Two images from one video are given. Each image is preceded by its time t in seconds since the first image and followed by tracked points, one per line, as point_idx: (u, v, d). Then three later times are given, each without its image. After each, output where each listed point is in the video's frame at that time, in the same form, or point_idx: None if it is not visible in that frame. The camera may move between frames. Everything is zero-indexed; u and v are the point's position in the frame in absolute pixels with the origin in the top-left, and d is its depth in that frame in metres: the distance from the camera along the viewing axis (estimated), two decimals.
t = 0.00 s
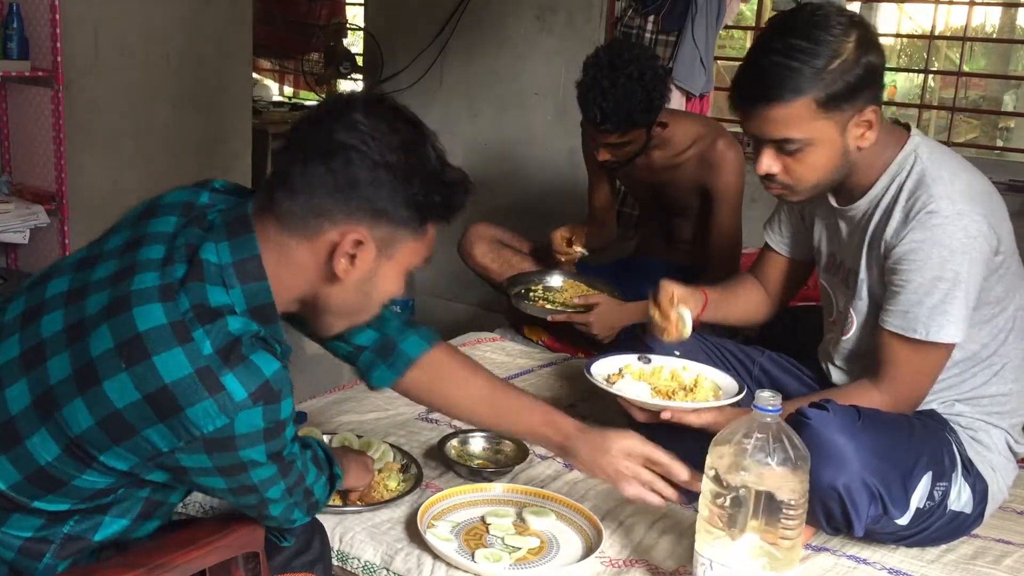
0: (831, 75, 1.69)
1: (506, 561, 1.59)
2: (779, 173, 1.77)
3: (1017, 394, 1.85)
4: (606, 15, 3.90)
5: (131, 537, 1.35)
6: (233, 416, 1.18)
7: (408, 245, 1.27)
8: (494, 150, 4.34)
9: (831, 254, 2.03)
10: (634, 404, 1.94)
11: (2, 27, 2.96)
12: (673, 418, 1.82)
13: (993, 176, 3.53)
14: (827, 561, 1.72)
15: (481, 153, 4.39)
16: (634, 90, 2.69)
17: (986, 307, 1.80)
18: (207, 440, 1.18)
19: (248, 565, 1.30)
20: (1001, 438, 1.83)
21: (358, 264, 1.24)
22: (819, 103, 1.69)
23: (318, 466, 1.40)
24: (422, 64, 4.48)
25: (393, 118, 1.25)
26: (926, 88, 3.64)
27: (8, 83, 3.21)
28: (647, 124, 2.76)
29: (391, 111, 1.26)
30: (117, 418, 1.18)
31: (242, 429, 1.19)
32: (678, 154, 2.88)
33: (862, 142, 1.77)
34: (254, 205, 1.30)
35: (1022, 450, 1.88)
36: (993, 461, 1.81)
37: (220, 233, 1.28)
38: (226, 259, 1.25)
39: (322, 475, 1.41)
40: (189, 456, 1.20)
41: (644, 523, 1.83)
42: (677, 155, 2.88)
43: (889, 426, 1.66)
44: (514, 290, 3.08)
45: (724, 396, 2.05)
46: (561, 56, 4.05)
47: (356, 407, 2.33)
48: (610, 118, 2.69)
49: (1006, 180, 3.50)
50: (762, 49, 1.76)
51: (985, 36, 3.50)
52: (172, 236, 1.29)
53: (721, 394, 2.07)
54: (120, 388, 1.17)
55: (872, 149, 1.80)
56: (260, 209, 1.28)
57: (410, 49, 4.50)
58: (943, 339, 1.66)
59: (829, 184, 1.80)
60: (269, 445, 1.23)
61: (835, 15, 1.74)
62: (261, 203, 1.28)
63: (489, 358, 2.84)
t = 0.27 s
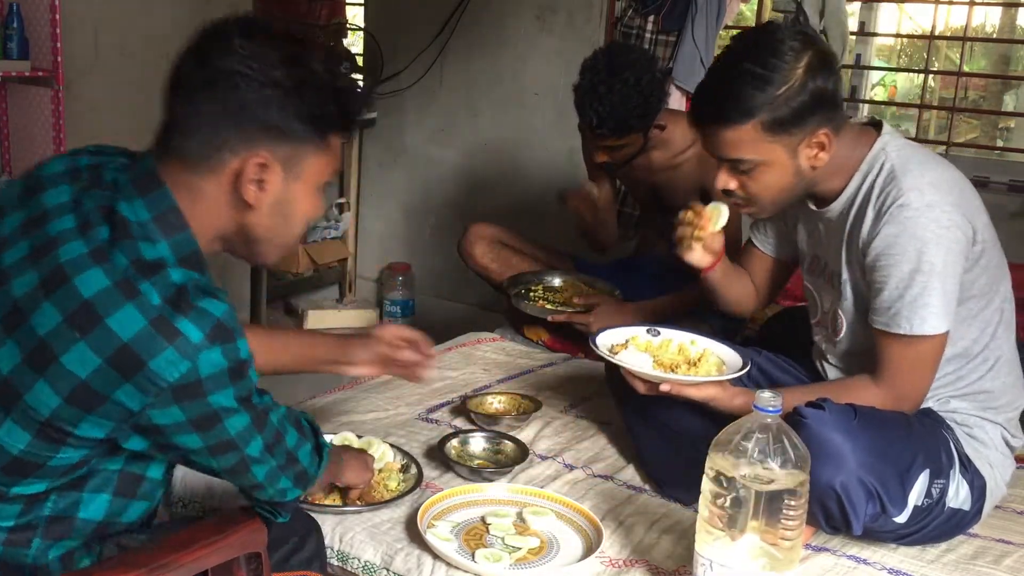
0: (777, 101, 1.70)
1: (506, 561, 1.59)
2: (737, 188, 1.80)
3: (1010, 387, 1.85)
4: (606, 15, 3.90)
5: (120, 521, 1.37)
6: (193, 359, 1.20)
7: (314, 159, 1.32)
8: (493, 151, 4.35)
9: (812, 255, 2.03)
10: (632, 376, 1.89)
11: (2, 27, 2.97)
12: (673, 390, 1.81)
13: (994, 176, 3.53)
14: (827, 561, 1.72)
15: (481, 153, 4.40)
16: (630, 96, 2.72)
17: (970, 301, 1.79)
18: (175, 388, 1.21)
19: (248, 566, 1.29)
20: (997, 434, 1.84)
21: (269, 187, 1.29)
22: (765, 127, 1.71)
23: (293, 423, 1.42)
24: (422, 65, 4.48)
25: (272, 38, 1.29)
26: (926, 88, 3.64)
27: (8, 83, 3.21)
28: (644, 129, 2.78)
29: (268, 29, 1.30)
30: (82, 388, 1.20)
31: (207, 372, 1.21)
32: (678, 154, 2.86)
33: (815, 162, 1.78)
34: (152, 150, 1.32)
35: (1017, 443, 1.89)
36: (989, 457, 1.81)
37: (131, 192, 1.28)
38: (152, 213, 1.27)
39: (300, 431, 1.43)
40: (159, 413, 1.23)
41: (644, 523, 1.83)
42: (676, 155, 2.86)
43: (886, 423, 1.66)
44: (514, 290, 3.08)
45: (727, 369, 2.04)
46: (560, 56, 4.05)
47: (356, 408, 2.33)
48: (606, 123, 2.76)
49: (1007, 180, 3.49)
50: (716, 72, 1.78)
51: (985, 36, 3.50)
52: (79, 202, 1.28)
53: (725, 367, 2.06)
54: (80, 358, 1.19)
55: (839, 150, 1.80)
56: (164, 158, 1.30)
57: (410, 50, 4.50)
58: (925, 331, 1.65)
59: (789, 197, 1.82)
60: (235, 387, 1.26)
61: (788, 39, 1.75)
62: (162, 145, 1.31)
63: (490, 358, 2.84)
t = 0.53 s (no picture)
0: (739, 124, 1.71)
1: (506, 561, 1.59)
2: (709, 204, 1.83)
3: (1004, 383, 1.85)
4: (606, 15, 3.89)
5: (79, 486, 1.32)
6: (122, 296, 1.21)
7: (199, 113, 1.35)
8: (493, 151, 4.35)
9: (798, 258, 2.02)
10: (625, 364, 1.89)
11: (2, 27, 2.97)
12: (663, 378, 1.81)
13: (994, 176, 3.52)
14: (827, 561, 1.72)
15: (480, 153, 4.40)
16: (626, 101, 2.73)
17: (956, 300, 1.78)
18: (109, 329, 1.21)
19: (248, 565, 1.28)
20: (994, 430, 1.84)
21: (161, 143, 1.31)
22: (723, 152, 1.72)
23: (250, 386, 1.42)
24: (421, 65, 4.49)
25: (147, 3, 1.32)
26: (925, 88, 3.64)
27: (9, 83, 3.22)
28: (641, 133, 2.79)
29: None
30: (24, 344, 1.19)
31: (138, 308, 1.22)
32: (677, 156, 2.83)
33: (783, 179, 1.79)
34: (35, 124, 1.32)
35: (1013, 437, 1.89)
36: (986, 453, 1.81)
37: (23, 162, 1.27)
38: (52, 178, 1.26)
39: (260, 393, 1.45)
40: (100, 360, 1.22)
41: (644, 523, 1.83)
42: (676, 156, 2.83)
43: (882, 421, 1.66)
44: (514, 290, 3.08)
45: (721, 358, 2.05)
46: (560, 57, 4.05)
47: (356, 408, 2.33)
48: (601, 128, 2.77)
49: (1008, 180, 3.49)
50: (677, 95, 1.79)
51: (985, 36, 3.50)
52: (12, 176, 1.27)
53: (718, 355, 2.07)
54: (13, 315, 1.18)
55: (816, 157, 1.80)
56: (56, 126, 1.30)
57: (410, 50, 4.51)
58: (909, 331, 1.65)
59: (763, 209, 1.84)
60: (170, 327, 1.27)
61: (747, 61, 1.74)
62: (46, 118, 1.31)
63: (489, 357, 2.84)
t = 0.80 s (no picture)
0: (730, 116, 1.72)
1: (506, 561, 1.59)
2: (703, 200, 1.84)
3: (1001, 380, 1.85)
4: (606, 16, 3.89)
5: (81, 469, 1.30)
6: (108, 239, 1.19)
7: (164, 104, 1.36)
8: (493, 151, 4.35)
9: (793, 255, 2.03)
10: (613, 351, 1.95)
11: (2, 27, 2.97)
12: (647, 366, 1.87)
13: (994, 176, 3.52)
14: (827, 561, 1.72)
15: (480, 153, 4.40)
16: (624, 104, 2.72)
17: (946, 296, 1.77)
18: (98, 273, 1.19)
19: (247, 564, 1.28)
20: (991, 427, 1.83)
21: (135, 128, 1.32)
22: (713, 146, 1.74)
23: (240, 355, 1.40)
24: (421, 66, 4.49)
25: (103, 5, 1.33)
26: (925, 88, 3.64)
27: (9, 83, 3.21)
28: (640, 136, 2.79)
29: None
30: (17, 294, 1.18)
31: (125, 252, 1.21)
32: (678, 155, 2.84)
33: (776, 171, 1.79)
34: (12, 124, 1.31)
35: (1012, 435, 1.89)
36: (984, 451, 1.81)
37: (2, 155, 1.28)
38: (31, 165, 1.26)
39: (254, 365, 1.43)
40: (92, 306, 1.20)
41: (644, 523, 1.83)
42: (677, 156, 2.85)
43: (879, 419, 1.66)
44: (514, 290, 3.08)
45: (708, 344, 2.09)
46: (560, 57, 4.05)
47: (356, 408, 2.33)
48: (600, 133, 2.78)
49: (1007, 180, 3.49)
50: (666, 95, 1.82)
51: (985, 36, 3.49)
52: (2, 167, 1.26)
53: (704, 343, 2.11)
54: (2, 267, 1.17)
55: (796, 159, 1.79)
56: (34, 123, 1.29)
57: (411, 50, 4.50)
58: (892, 326, 1.65)
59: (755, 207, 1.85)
60: (158, 274, 1.25)
61: (736, 54, 1.75)
62: (22, 116, 1.31)
63: (489, 358, 2.84)
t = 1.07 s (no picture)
0: (754, 73, 1.72)
1: (506, 561, 1.58)
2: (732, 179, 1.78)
3: (1000, 379, 1.85)
4: (606, 16, 3.89)
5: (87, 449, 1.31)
6: (106, 211, 1.23)
7: (177, 120, 1.44)
8: (493, 151, 4.35)
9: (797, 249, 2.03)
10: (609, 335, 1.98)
11: (2, 27, 2.97)
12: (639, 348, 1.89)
13: (994, 176, 3.52)
14: (827, 561, 1.72)
15: (480, 153, 4.40)
16: (624, 103, 2.72)
17: (942, 292, 1.77)
18: (96, 243, 1.22)
19: (249, 564, 1.28)
20: (990, 427, 1.83)
21: (150, 135, 1.39)
22: (748, 104, 1.71)
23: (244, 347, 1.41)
24: (421, 65, 4.49)
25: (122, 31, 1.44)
26: (926, 88, 3.63)
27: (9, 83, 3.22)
28: (640, 137, 2.79)
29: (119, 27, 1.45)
30: (17, 264, 1.20)
31: (123, 224, 1.24)
32: (678, 155, 2.86)
33: (801, 137, 1.78)
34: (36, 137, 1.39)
35: (1012, 435, 1.89)
36: (983, 449, 1.81)
37: (25, 158, 1.35)
38: (50, 163, 1.33)
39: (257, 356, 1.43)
40: (91, 278, 1.22)
41: (644, 522, 1.83)
42: (677, 156, 2.86)
43: (878, 416, 1.66)
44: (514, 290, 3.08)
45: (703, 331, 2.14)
46: (560, 57, 4.05)
47: (356, 408, 2.33)
48: (599, 133, 2.78)
49: (1007, 180, 3.49)
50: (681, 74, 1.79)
51: (986, 36, 3.49)
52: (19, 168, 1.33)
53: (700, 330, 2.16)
54: (4, 239, 1.21)
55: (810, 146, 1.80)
56: (55, 132, 1.37)
57: (410, 50, 4.50)
58: (881, 314, 1.64)
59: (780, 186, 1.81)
60: (157, 251, 1.27)
61: (745, 24, 1.78)
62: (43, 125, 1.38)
63: (489, 358, 2.84)
